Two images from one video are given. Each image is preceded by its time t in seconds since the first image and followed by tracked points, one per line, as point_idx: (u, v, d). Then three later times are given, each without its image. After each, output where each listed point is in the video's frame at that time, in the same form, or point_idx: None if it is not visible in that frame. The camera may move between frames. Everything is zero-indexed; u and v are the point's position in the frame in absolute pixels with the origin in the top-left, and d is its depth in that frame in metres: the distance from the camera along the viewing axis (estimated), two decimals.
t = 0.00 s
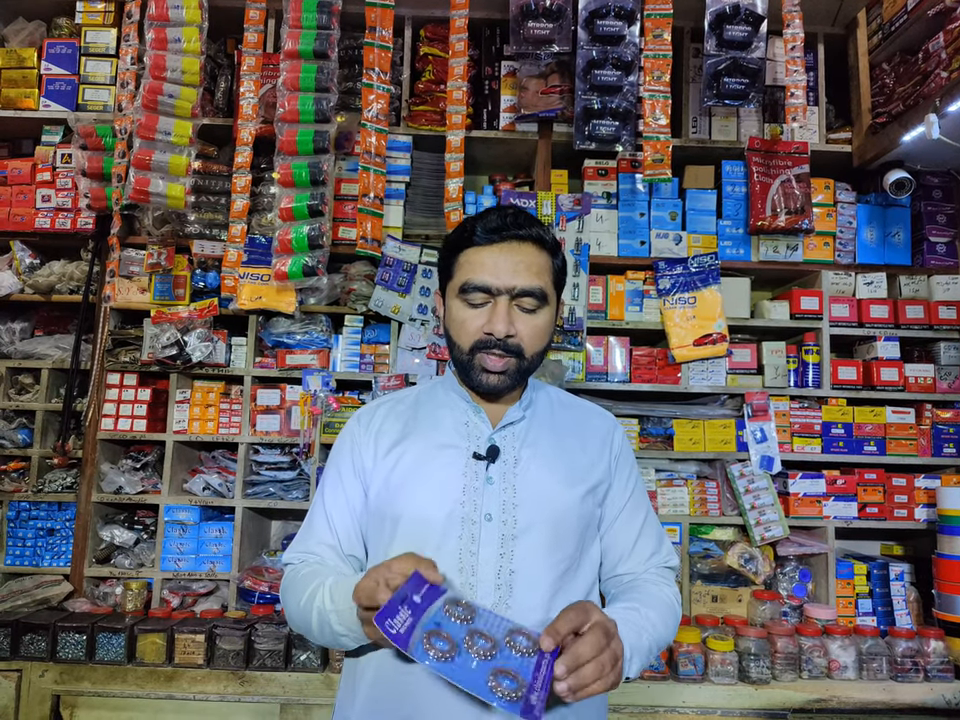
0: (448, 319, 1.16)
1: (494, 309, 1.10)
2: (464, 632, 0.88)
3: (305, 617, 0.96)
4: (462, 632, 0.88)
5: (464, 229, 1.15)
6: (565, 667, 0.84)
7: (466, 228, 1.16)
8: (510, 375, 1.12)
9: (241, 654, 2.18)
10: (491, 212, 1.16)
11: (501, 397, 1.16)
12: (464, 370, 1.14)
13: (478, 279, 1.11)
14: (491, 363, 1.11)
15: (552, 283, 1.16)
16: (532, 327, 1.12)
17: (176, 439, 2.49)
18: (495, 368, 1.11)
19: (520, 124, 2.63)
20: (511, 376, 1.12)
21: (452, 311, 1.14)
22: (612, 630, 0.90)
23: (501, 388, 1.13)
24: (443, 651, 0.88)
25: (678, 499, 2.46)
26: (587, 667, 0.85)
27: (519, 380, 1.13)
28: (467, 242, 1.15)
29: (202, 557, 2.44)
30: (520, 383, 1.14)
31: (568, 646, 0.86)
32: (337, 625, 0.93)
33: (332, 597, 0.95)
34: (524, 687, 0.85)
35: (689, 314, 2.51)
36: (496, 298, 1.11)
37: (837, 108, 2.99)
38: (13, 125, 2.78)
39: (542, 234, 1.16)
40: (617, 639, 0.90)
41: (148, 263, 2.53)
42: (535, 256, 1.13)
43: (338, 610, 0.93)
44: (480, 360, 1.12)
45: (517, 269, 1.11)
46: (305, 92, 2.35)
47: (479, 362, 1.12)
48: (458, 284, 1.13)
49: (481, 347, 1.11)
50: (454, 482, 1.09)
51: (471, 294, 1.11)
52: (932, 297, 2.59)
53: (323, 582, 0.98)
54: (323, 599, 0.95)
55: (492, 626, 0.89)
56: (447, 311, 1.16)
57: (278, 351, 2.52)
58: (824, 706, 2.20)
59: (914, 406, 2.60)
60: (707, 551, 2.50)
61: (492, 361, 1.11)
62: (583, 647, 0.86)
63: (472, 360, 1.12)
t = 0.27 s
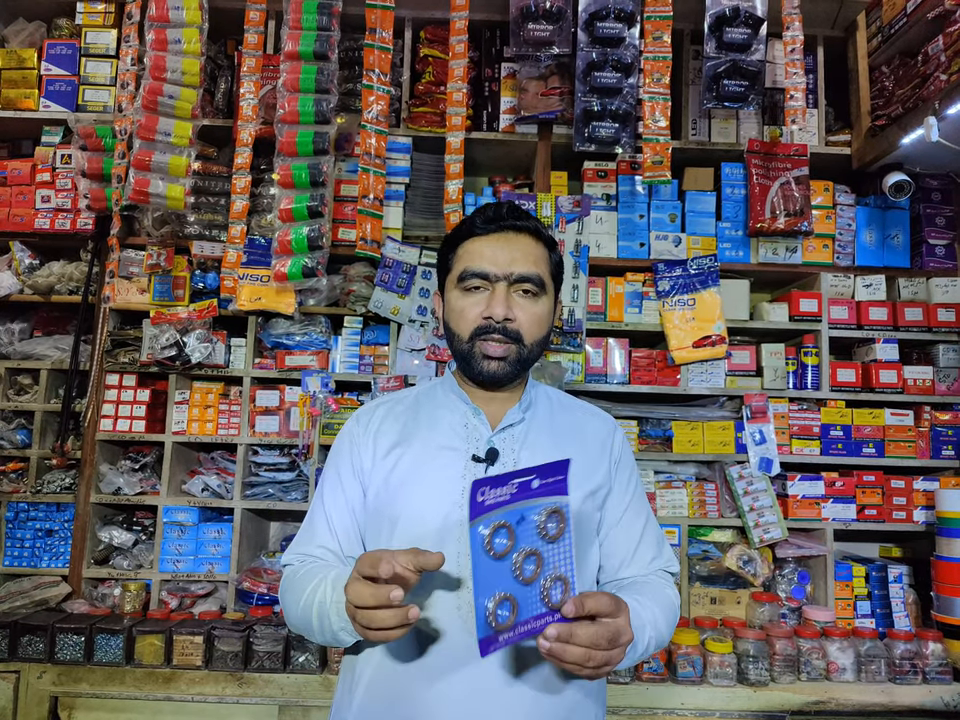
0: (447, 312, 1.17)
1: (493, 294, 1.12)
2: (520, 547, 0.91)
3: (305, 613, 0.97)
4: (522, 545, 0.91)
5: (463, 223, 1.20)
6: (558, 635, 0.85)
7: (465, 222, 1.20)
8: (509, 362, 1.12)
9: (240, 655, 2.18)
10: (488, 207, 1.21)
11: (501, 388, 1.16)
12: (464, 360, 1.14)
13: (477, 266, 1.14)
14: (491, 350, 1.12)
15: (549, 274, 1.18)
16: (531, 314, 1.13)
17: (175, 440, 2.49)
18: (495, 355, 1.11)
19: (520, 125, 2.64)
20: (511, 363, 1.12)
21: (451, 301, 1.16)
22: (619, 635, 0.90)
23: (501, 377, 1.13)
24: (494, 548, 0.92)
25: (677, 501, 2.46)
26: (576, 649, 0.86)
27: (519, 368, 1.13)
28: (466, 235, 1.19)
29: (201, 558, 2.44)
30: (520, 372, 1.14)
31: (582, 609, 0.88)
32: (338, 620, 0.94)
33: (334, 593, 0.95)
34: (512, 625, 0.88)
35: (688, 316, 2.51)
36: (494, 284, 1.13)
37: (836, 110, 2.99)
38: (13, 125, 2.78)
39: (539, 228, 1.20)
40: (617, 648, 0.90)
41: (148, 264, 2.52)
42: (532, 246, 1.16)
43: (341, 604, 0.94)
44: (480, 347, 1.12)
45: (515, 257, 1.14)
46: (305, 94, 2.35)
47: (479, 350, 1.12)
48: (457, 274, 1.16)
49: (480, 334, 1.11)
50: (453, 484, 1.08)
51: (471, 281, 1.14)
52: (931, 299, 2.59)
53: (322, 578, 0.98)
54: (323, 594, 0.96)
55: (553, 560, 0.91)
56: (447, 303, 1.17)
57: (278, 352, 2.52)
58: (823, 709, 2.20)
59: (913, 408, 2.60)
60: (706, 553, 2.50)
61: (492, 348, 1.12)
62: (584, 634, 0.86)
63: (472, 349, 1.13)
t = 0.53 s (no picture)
0: (448, 311, 1.17)
1: (495, 295, 1.12)
2: (520, 493, 0.96)
3: (314, 608, 0.96)
4: (523, 490, 0.97)
5: (466, 223, 1.20)
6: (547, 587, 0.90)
7: (468, 222, 1.20)
8: (511, 362, 1.12)
9: (238, 656, 2.17)
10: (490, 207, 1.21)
11: (502, 388, 1.16)
12: (465, 360, 1.14)
13: (479, 266, 1.13)
14: (492, 351, 1.12)
15: (551, 275, 1.19)
16: (533, 315, 1.13)
17: (174, 440, 2.49)
18: (497, 355, 1.12)
19: (519, 126, 2.64)
20: (512, 364, 1.12)
21: (453, 301, 1.16)
22: (609, 602, 0.92)
23: (503, 376, 1.13)
24: (492, 482, 0.96)
25: (676, 502, 2.46)
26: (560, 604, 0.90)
27: (520, 368, 1.13)
28: (468, 235, 1.19)
29: (200, 558, 2.44)
30: (521, 372, 1.14)
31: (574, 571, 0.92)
32: (350, 610, 0.94)
33: (345, 585, 0.95)
34: (493, 559, 0.93)
35: (688, 317, 2.51)
36: (496, 285, 1.13)
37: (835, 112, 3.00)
38: (12, 125, 2.78)
39: (541, 229, 1.20)
40: (605, 615, 0.92)
41: (147, 264, 2.52)
42: (534, 247, 1.17)
43: (352, 593, 0.94)
44: (481, 347, 1.12)
45: (518, 258, 1.14)
46: (304, 94, 2.35)
47: (480, 349, 1.12)
48: (459, 274, 1.16)
49: (482, 334, 1.11)
50: (455, 483, 1.09)
51: (473, 282, 1.14)
52: (930, 300, 2.60)
53: (329, 574, 0.98)
54: (334, 585, 0.96)
55: (553, 512, 0.97)
56: (448, 303, 1.17)
57: (277, 352, 2.52)
58: (822, 709, 2.20)
59: (912, 409, 2.60)
60: (705, 554, 2.50)
61: (494, 348, 1.12)
62: (570, 590, 0.90)
63: (474, 349, 1.13)
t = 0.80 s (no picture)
0: (451, 311, 1.17)
1: (498, 295, 1.12)
2: (501, 497, 0.99)
3: (315, 608, 0.96)
4: (503, 496, 0.99)
5: (470, 223, 1.20)
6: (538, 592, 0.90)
7: (471, 222, 1.20)
8: (511, 362, 1.12)
9: (237, 656, 2.17)
10: (494, 208, 1.21)
11: (502, 388, 1.16)
12: (467, 360, 1.14)
13: (483, 267, 1.14)
14: (494, 351, 1.12)
15: (553, 277, 1.19)
16: (535, 315, 1.13)
17: (172, 441, 2.49)
18: (498, 355, 1.12)
19: (518, 126, 2.64)
20: (513, 364, 1.12)
21: (456, 301, 1.16)
22: (603, 605, 0.91)
23: (503, 376, 1.14)
24: (471, 490, 0.99)
25: (675, 502, 2.46)
26: (554, 609, 0.90)
27: (521, 368, 1.13)
28: (472, 235, 1.19)
29: (198, 559, 2.44)
30: (522, 373, 1.14)
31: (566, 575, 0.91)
32: (350, 611, 0.93)
33: (346, 585, 0.95)
34: (482, 567, 0.95)
35: (686, 317, 2.51)
36: (499, 285, 1.13)
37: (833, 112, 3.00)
38: (11, 126, 2.78)
39: (544, 231, 1.21)
40: (600, 619, 0.91)
41: (146, 264, 2.52)
42: (537, 249, 1.17)
43: (353, 594, 0.93)
44: (483, 347, 1.12)
45: (521, 259, 1.14)
46: (302, 95, 2.35)
47: (482, 349, 1.12)
48: (462, 274, 1.16)
49: (484, 333, 1.11)
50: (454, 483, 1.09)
51: (476, 282, 1.14)
52: (929, 300, 2.60)
53: (330, 575, 0.98)
54: (335, 586, 0.96)
55: (538, 516, 0.98)
56: (451, 302, 1.17)
57: (276, 353, 2.52)
58: (821, 709, 2.20)
59: (911, 409, 2.60)
60: (704, 554, 2.50)
61: (495, 348, 1.12)
62: (564, 596, 0.89)
63: (475, 349, 1.13)
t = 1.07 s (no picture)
0: (451, 311, 1.17)
1: (498, 295, 1.12)
2: (504, 499, 0.99)
3: (315, 607, 0.96)
4: (507, 498, 0.99)
5: (471, 223, 1.20)
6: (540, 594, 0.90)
7: (473, 222, 1.20)
8: (512, 362, 1.12)
9: (237, 656, 2.17)
10: (495, 208, 1.21)
11: (502, 388, 1.16)
12: (468, 359, 1.14)
13: (484, 266, 1.14)
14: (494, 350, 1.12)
15: (554, 277, 1.19)
16: (535, 315, 1.13)
17: (172, 441, 2.49)
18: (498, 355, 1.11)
19: (518, 126, 2.64)
20: (513, 364, 1.12)
21: (456, 301, 1.16)
22: (606, 609, 0.91)
23: (503, 377, 1.13)
24: (475, 492, 0.99)
25: (675, 502, 2.46)
26: (557, 612, 0.90)
27: (521, 369, 1.13)
28: (473, 235, 1.19)
29: (199, 559, 2.44)
30: (522, 373, 1.14)
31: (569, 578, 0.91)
32: (350, 610, 0.93)
33: (346, 585, 0.95)
34: (486, 569, 0.95)
35: (686, 317, 2.51)
36: (500, 285, 1.13)
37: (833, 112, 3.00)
38: (11, 126, 2.78)
39: (545, 231, 1.21)
40: (602, 622, 0.92)
41: (146, 264, 2.52)
42: (538, 249, 1.17)
43: (353, 593, 0.93)
44: (483, 347, 1.12)
45: (521, 258, 1.14)
46: (303, 95, 2.35)
47: (482, 349, 1.12)
48: (463, 274, 1.16)
49: (484, 333, 1.11)
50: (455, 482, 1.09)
51: (476, 282, 1.14)
52: (929, 301, 2.60)
53: (330, 574, 0.98)
54: (335, 585, 0.96)
55: (543, 518, 0.98)
56: (451, 302, 1.17)
57: (276, 353, 2.52)
58: (821, 710, 2.20)
59: (911, 409, 2.60)
60: (704, 554, 2.50)
61: (495, 348, 1.12)
62: (567, 599, 0.90)
63: (475, 348, 1.13)
